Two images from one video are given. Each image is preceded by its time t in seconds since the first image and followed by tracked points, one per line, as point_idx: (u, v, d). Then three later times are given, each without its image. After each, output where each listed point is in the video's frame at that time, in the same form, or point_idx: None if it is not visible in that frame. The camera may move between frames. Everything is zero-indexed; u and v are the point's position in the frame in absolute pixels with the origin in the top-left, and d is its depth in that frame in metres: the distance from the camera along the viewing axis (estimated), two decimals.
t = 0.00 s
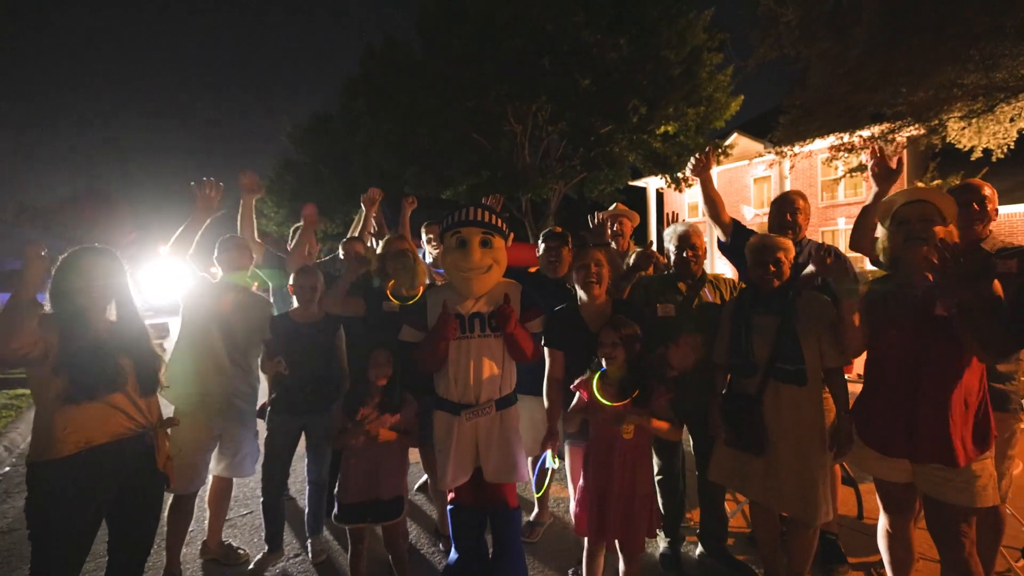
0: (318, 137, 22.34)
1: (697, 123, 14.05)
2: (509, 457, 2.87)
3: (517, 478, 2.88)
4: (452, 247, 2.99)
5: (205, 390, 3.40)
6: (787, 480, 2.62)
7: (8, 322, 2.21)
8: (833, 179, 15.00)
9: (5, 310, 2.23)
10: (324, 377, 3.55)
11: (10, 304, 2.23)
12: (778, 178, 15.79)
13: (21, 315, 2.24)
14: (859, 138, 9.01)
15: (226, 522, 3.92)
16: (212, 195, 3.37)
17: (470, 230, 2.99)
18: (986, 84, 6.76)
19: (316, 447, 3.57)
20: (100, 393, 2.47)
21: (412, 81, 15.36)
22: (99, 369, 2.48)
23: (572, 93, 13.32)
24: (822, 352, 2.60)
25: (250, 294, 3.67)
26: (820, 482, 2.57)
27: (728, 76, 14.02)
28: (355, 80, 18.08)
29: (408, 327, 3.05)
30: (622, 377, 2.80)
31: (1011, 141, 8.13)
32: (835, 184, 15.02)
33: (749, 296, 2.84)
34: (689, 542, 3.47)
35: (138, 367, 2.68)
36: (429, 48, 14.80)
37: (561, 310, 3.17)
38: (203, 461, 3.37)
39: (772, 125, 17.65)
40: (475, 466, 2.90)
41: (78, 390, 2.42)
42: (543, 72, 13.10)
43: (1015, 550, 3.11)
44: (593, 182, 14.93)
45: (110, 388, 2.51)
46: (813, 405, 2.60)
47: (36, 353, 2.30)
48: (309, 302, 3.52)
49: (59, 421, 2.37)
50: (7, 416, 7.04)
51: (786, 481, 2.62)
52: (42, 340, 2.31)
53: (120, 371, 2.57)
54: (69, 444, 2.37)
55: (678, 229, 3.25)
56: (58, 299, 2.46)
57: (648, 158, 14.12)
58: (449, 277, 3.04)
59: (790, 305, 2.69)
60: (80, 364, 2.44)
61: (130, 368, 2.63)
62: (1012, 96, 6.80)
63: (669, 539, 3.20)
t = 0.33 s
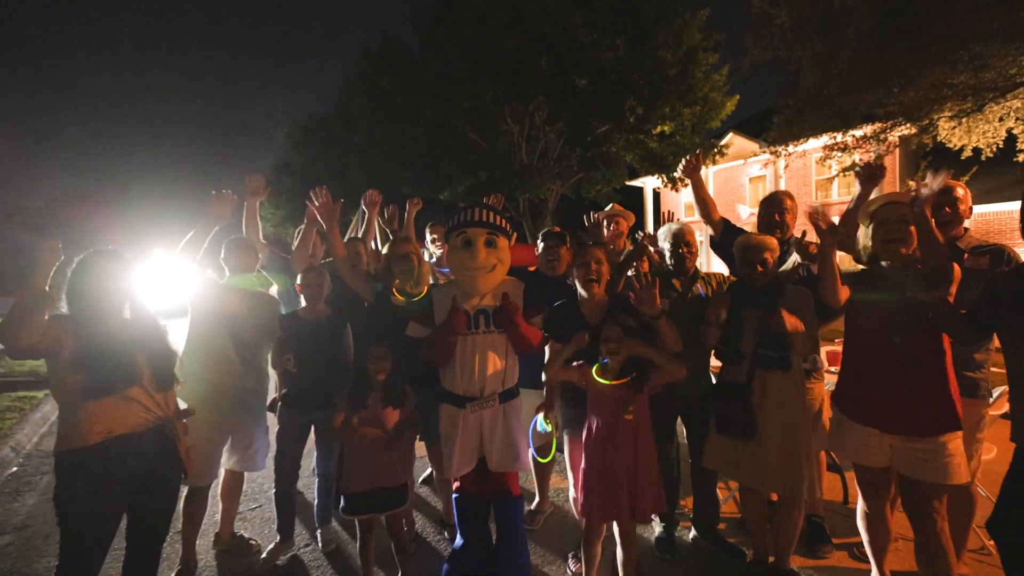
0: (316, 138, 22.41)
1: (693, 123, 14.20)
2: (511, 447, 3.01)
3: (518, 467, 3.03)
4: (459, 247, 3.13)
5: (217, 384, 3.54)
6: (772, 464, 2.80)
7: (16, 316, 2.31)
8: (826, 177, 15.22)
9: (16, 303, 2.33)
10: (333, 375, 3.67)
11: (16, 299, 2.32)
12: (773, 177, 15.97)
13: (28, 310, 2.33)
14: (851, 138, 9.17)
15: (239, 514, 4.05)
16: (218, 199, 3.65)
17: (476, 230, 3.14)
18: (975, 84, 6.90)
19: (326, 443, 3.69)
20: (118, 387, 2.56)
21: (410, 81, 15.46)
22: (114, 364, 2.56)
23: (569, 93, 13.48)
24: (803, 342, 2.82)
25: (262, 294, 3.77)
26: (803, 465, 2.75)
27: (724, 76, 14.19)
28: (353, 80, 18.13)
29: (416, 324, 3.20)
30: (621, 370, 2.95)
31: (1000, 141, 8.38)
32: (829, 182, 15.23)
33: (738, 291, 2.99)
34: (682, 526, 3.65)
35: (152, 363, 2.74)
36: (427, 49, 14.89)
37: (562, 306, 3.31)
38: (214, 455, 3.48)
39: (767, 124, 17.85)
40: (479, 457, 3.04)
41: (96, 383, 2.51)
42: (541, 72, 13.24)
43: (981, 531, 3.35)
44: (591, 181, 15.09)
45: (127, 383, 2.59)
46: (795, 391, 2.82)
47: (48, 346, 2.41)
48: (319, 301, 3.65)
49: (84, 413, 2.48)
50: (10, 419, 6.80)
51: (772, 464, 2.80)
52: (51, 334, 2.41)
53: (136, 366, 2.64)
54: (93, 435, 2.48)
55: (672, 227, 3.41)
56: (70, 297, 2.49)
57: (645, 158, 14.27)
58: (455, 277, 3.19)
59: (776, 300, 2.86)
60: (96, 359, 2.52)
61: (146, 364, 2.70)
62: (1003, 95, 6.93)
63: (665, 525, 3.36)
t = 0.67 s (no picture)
0: (314, 138, 22.44)
1: (689, 123, 14.38)
2: (512, 436, 3.16)
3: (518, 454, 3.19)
4: (461, 248, 3.28)
5: (227, 378, 3.67)
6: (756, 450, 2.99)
7: (42, 308, 2.45)
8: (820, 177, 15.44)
9: (41, 297, 2.48)
10: (340, 370, 3.80)
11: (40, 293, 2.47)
12: (768, 176, 16.17)
13: (51, 303, 2.47)
14: (844, 138, 9.34)
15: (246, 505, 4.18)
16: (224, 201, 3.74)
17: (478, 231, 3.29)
18: (963, 86, 7.01)
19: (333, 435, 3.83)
20: (138, 380, 2.68)
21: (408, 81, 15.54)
22: (135, 358, 2.69)
23: (566, 94, 13.64)
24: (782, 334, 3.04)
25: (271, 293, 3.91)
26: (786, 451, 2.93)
27: (719, 76, 14.37)
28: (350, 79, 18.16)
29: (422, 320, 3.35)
30: (615, 363, 3.12)
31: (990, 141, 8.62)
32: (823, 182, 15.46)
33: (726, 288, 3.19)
34: (673, 513, 3.83)
35: (169, 358, 2.86)
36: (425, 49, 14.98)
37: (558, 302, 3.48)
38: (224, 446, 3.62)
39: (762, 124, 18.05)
40: (481, 446, 3.19)
41: (119, 375, 2.64)
42: (538, 73, 13.38)
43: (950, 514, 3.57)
44: (587, 181, 15.25)
45: (149, 375, 2.72)
46: (776, 380, 3.02)
47: (72, 339, 2.55)
48: (327, 299, 3.80)
49: (111, 403, 2.63)
50: (16, 415, 6.92)
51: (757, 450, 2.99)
52: (74, 328, 2.55)
53: (155, 360, 2.77)
54: (119, 424, 2.62)
55: (663, 228, 3.58)
56: (96, 294, 2.63)
57: (641, 158, 14.44)
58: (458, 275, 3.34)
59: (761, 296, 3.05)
60: (117, 353, 2.65)
61: (164, 357, 2.83)
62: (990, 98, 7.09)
63: (657, 511, 3.53)
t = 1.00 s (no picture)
0: (312, 137, 22.61)
1: (685, 122, 14.56)
2: (510, 422, 3.37)
3: (516, 439, 3.40)
4: (465, 248, 3.46)
5: (239, 371, 3.86)
6: (737, 437, 3.21)
7: (76, 305, 2.64)
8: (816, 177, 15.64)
9: (76, 295, 2.68)
10: (346, 365, 3.98)
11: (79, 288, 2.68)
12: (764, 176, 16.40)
13: (85, 301, 2.67)
14: (838, 139, 9.49)
15: (255, 494, 4.36)
16: (232, 202, 3.89)
17: (480, 233, 3.46)
18: (957, 87, 7.26)
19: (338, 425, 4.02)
20: (158, 370, 2.86)
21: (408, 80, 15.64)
22: (154, 350, 2.87)
23: (564, 93, 13.80)
24: (761, 328, 3.27)
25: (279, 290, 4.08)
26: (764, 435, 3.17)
27: (716, 77, 14.53)
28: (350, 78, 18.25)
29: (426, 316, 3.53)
30: (608, 357, 3.31)
31: (984, 142, 8.76)
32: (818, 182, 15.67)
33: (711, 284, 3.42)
34: (661, 500, 4.04)
35: (186, 350, 3.04)
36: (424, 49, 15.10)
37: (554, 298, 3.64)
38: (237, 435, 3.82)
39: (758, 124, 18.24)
40: (481, 432, 3.38)
41: (141, 366, 2.82)
42: (537, 73, 13.52)
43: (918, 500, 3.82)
44: (585, 180, 15.41)
45: (168, 366, 2.90)
46: (756, 371, 3.25)
47: (100, 332, 2.74)
48: (336, 296, 3.97)
49: (133, 392, 2.80)
50: (24, 410, 7.07)
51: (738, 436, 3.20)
52: (103, 322, 2.74)
53: (174, 352, 2.96)
54: (142, 411, 2.80)
55: (653, 230, 3.77)
56: (121, 290, 2.81)
57: (638, 157, 14.60)
58: (460, 274, 3.52)
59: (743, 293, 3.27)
60: (138, 345, 2.82)
61: (181, 349, 3.01)
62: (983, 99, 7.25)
63: (646, 497, 3.73)
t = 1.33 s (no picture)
0: (313, 134, 22.70)
1: (685, 117, 14.56)
2: (508, 411, 3.51)
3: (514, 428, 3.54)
4: (462, 243, 3.59)
5: (246, 365, 4.01)
6: (725, 426, 3.34)
7: (107, 297, 2.82)
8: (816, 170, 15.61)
9: (102, 289, 2.83)
10: (348, 358, 4.11)
11: (108, 282, 2.84)
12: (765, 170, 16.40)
13: (117, 292, 2.85)
14: (840, 132, 9.48)
15: (264, 481, 4.53)
16: (238, 200, 4.02)
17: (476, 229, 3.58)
18: (961, 79, 7.22)
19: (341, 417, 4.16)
20: (170, 361, 3.00)
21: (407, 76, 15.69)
22: (166, 343, 3.01)
23: (563, 88, 13.82)
24: (749, 323, 3.37)
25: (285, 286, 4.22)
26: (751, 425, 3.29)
27: (716, 70, 14.48)
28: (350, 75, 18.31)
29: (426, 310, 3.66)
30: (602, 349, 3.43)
31: (987, 134, 8.72)
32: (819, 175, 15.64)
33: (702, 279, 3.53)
34: (654, 488, 4.18)
35: (196, 343, 3.19)
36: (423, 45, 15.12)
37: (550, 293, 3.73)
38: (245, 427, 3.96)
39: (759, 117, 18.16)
40: (480, 422, 3.52)
41: (156, 357, 2.97)
42: (536, 69, 13.54)
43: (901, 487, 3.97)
44: (585, 175, 15.44)
45: (179, 358, 3.05)
46: (743, 363, 3.37)
47: (123, 323, 2.88)
48: (339, 291, 4.08)
49: (146, 382, 2.94)
50: (39, 403, 7.29)
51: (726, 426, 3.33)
52: (128, 313, 2.89)
53: (184, 344, 3.10)
54: (155, 400, 2.95)
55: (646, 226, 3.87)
56: (139, 284, 2.94)
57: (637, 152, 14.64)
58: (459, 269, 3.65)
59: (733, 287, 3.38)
60: (151, 337, 2.96)
61: (191, 342, 3.15)
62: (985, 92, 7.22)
63: (639, 485, 3.87)
